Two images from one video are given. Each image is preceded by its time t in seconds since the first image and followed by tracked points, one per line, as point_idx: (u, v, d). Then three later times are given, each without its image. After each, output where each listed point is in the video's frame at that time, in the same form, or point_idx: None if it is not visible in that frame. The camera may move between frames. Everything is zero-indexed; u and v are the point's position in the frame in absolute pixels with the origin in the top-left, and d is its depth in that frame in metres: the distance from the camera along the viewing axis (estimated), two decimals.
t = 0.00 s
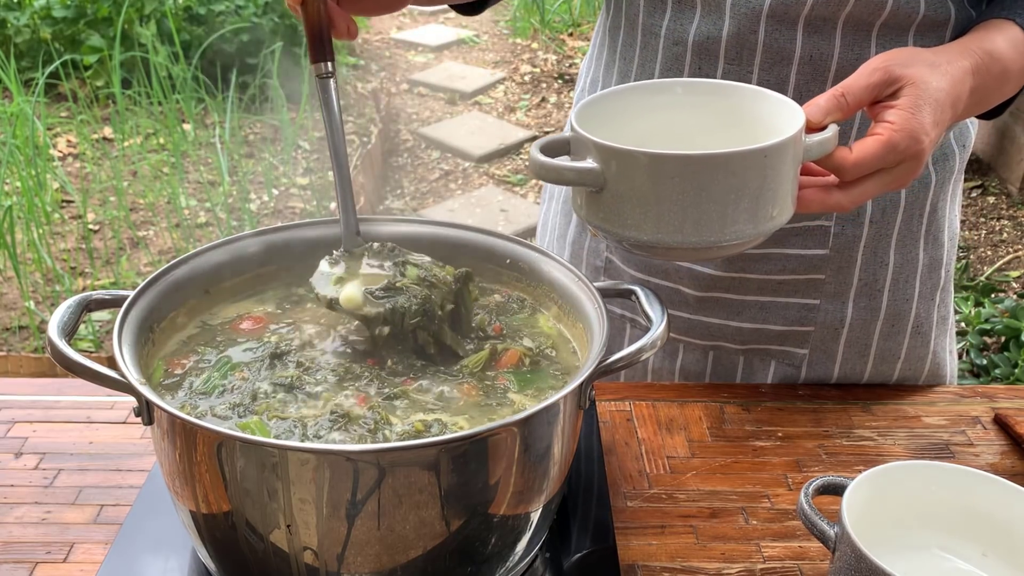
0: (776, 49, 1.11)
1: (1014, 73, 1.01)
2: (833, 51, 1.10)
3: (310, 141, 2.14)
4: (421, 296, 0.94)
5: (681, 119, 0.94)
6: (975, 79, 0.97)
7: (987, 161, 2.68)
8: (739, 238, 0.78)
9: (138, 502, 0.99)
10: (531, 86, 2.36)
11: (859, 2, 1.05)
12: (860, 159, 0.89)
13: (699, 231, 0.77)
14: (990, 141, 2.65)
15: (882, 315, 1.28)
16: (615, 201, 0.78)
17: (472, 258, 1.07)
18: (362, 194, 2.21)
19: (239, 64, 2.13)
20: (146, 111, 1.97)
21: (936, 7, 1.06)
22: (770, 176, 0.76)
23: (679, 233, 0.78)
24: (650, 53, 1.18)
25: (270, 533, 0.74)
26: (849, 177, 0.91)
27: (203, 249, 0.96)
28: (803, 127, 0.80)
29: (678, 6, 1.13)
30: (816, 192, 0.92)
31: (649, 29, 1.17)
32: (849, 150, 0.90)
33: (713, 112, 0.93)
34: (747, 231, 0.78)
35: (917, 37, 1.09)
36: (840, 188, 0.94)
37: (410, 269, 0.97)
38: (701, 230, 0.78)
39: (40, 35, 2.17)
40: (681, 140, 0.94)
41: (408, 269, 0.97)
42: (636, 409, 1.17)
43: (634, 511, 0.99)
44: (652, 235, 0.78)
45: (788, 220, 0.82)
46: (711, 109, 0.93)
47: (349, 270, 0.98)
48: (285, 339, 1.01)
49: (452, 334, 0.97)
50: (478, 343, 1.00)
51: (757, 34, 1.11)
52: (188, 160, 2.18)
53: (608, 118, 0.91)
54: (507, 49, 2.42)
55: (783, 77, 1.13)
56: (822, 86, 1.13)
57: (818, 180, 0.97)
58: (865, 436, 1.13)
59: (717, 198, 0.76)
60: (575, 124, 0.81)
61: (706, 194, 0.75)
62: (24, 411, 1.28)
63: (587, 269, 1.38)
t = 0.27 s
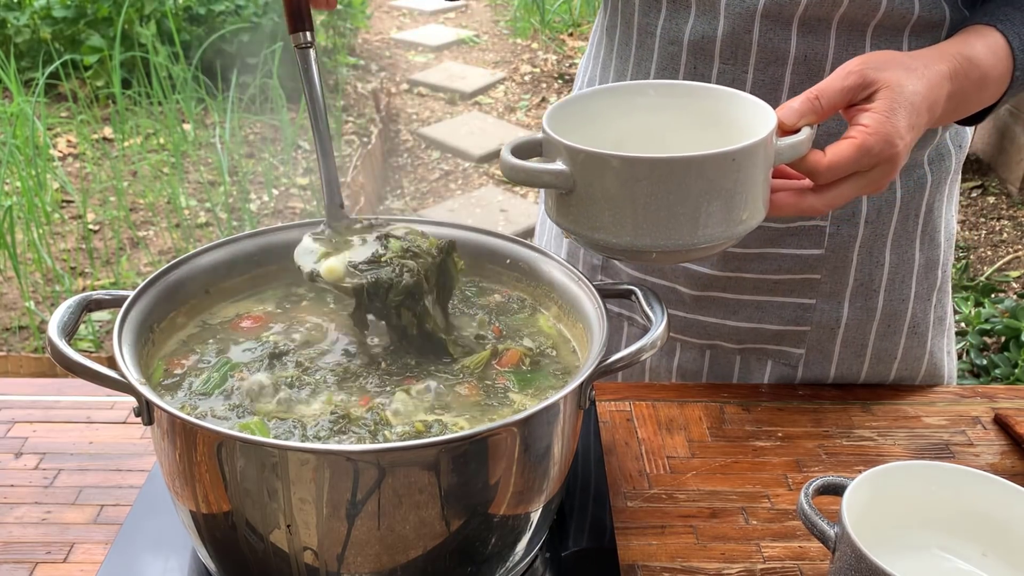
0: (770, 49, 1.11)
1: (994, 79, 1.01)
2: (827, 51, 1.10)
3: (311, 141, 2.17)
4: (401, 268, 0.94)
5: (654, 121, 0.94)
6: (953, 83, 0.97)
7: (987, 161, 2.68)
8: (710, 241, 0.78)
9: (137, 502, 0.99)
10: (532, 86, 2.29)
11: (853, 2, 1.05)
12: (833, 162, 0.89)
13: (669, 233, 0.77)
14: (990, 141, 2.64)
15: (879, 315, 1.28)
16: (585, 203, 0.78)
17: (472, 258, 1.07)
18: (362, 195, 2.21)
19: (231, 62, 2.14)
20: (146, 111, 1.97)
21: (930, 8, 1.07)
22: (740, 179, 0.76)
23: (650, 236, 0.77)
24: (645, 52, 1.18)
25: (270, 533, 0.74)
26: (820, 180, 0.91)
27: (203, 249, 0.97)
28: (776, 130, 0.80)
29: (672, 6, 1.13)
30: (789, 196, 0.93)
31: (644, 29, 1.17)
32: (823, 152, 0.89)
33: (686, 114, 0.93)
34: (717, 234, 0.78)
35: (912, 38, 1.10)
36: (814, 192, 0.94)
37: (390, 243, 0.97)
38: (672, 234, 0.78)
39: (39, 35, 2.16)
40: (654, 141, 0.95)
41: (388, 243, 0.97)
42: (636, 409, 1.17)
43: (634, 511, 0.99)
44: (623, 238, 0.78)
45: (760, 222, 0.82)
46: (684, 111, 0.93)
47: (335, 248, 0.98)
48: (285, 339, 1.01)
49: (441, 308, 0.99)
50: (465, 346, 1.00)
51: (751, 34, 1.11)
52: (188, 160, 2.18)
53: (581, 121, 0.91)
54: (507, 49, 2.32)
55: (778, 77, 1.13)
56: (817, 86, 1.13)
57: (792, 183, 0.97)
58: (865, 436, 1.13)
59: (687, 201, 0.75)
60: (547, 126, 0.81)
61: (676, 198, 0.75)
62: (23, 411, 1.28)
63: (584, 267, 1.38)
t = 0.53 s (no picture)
0: (766, 49, 1.11)
1: (987, 80, 1.01)
2: (824, 50, 1.10)
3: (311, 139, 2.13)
4: (374, 232, 0.97)
5: (642, 119, 0.94)
6: (946, 83, 0.97)
7: (987, 161, 2.67)
8: (698, 240, 0.78)
9: (137, 502, 0.99)
10: (531, 86, 2.33)
11: (849, 2, 1.05)
12: (823, 162, 0.89)
13: (656, 231, 0.77)
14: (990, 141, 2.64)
15: (876, 315, 1.28)
16: (573, 200, 0.78)
17: (471, 258, 1.08)
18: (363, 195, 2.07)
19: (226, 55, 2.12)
20: (146, 111, 1.97)
21: (926, 9, 1.07)
22: (728, 179, 0.76)
23: (637, 234, 0.77)
24: (642, 52, 1.18)
25: (270, 533, 0.74)
26: (813, 180, 0.91)
27: (204, 249, 0.96)
28: (766, 129, 0.80)
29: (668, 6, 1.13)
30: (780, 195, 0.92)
31: (640, 29, 1.17)
32: (813, 153, 0.89)
33: (675, 112, 0.93)
34: (705, 233, 0.78)
35: (908, 38, 1.10)
36: (805, 191, 0.93)
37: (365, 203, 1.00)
38: (659, 232, 0.77)
39: (40, 35, 2.16)
40: (642, 140, 0.94)
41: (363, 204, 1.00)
42: (636, 409, 1.17)
43: (634, 511, 0.99)
44: (610, 236, 0.78)
45: (748, 222, 0.82)
46: (672, 109, 0.93)
47: (308, 207, 1.00)
48: (285, 339, 1.01)
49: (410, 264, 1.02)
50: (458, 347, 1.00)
51: (747, 34, 1.11)
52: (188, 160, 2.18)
53: (570, 119, 0.90)
54: (507, 48, 2.36)
55: (775, 77, 1.13)
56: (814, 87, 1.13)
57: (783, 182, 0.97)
58: (865, 436, 1.13)
59: (674, 200, 0.75)
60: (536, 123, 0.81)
61: (663, 197, 0.75)
62: (23, 411, 1.28)
63: (582, 266, 1.38)
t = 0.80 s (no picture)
0: (765, 49, 1.11)
1: (978, 85, 1.01)
2: (822, 50, 1.10)
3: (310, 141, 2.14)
4: (347, 204, 0.97)
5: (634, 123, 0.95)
6: (936, 88, 0.97)
7: (987, 161, 2.67)
8: (684, 248, 0.79)
9: (137, 502, 0.99)
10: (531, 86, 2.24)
11: (847, 2, 1.05)
12: (812, 168, 0.89)
13: (641, 240, 0.77)
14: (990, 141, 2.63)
15: (875, 315, 1.28)
16: (558, 208, 0.78)
17: (472, 259, 1.08)
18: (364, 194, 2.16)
19: (225, 52, 2.12)
20: (146, 111, 1.97)
21: (925, 9, 1.07)
22: (715, 187, 0.76)
23: (623, 242, 0.78)
24: (641, 52, 1.18)
25: (270, 533, 0.74)
26: (802, 186, 0.91)
27: (205, 249, 0.97)
28: (754, 135, 0.80)
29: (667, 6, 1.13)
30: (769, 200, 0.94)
31: (639, 28, 1.17)
32: (801, 158, 0.90)
33: (672, 115, 0.93)
34: (691, 241, 0.78)
35: (907, 39, 1.10)
36: (794, 196, 0.94)
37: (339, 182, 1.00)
38: (646, 240, 0.78)
39: (40, 35, 2.16)
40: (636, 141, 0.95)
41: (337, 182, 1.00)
42: (636, 409, 1.17)
43: (634, 511, 0.99)
44: (595, 243, 0.78)
45: (735, 229, 0.83)
46: (664, 111, 0.93)
47: (283, 183, 1.01)
48: (285, 339, 1.01)
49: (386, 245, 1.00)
50: (457, 348, 1.00)
51: (746, 33, 1.11)
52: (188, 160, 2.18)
53: (560, 122, 0.90)
54: (507, 48, 2.26)
55: (774, 77, 1.13)
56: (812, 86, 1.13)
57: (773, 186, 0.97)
58: (865, 436, 1.13)
59: (659, 208, 0.75)
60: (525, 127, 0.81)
61: (649, 205, 0.75)
62: (24, 411, 1.28)
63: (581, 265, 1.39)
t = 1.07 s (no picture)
0: (763, 49, 1.11)
1: (969, 88, 1.00)
2: (820, 50, 1.10)
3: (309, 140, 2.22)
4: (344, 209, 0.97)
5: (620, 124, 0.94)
6: (923, 92, 0.96)
7: (987, 161, 2.66)
8: (663, 252, 0.79)
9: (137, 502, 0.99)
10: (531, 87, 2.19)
11: (844, 3, 1.05)
12: (796, 171, 0.88)
13: (618, 243, 0.77)
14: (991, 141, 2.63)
15: (874, 315, 1.28)
16: (537, 210, 0.78)
17: (473, 259, 1.08)
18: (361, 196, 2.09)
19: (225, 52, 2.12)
20: (147, 110, 1.97)
21: (923, 9, 1.07)
22: (693, 192, 0.76)
23: (601, 245, 0.78)
24: (640, 51, 1.19)
25: (270, 533, 0.74)
26: (786, 189, 0.90)
27: (205, 249, 0.97)
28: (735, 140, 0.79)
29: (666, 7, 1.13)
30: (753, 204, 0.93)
31: (638, 28, 1.17)
32: (785, 162, 0.89)
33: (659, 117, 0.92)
34: (670, 246, 0.78)
35: (905, 40, 1.10)
36: (778, 199, 0.93)
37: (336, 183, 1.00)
38: (624, 245, 0.78)
39: (40, 35, 2.15)
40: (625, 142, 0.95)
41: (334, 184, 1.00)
42: (636, 410, 1.17)
43: (634, 511, 0.99)
44: (573, 246, 0.79)
45: (716, 233, 0.82)
46: (652, 112, 0.93)
47: (278, 184, 1.00)
48: (285, 339, 1.01)
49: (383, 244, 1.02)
50: (456, 347, 1.01)
51: (744, 33, 1.11)
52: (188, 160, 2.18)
53: (545, 125, 0.90)
54: (506, 48, 2.21)
55: (772, 77, 1.13)
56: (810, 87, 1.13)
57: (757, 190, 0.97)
58: (865, 436, 1.13)
59: (637, 213, 0.75)
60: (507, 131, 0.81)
61: (626, 210, 0.75)
62: (24, 411, 1.28)
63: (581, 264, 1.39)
